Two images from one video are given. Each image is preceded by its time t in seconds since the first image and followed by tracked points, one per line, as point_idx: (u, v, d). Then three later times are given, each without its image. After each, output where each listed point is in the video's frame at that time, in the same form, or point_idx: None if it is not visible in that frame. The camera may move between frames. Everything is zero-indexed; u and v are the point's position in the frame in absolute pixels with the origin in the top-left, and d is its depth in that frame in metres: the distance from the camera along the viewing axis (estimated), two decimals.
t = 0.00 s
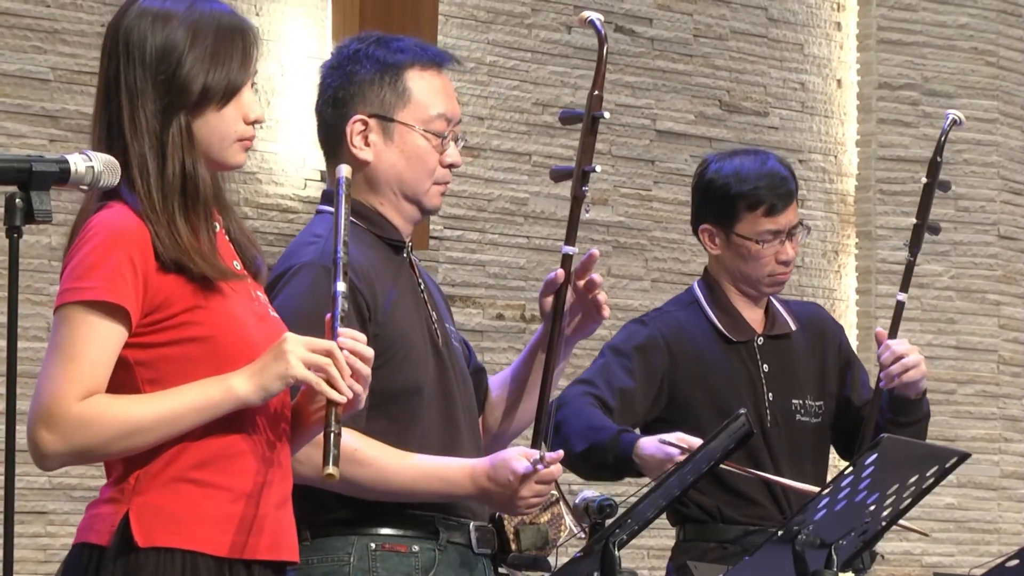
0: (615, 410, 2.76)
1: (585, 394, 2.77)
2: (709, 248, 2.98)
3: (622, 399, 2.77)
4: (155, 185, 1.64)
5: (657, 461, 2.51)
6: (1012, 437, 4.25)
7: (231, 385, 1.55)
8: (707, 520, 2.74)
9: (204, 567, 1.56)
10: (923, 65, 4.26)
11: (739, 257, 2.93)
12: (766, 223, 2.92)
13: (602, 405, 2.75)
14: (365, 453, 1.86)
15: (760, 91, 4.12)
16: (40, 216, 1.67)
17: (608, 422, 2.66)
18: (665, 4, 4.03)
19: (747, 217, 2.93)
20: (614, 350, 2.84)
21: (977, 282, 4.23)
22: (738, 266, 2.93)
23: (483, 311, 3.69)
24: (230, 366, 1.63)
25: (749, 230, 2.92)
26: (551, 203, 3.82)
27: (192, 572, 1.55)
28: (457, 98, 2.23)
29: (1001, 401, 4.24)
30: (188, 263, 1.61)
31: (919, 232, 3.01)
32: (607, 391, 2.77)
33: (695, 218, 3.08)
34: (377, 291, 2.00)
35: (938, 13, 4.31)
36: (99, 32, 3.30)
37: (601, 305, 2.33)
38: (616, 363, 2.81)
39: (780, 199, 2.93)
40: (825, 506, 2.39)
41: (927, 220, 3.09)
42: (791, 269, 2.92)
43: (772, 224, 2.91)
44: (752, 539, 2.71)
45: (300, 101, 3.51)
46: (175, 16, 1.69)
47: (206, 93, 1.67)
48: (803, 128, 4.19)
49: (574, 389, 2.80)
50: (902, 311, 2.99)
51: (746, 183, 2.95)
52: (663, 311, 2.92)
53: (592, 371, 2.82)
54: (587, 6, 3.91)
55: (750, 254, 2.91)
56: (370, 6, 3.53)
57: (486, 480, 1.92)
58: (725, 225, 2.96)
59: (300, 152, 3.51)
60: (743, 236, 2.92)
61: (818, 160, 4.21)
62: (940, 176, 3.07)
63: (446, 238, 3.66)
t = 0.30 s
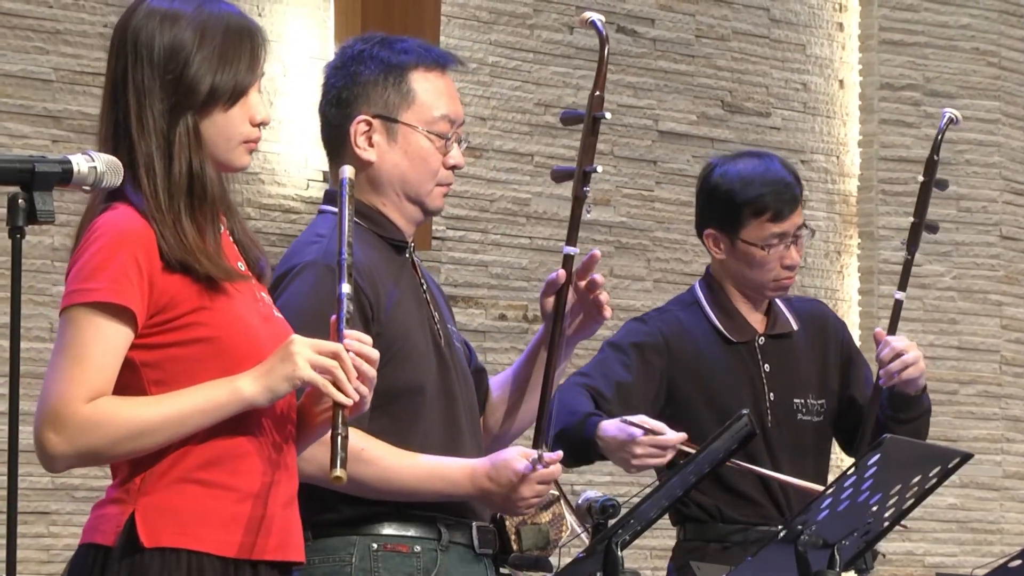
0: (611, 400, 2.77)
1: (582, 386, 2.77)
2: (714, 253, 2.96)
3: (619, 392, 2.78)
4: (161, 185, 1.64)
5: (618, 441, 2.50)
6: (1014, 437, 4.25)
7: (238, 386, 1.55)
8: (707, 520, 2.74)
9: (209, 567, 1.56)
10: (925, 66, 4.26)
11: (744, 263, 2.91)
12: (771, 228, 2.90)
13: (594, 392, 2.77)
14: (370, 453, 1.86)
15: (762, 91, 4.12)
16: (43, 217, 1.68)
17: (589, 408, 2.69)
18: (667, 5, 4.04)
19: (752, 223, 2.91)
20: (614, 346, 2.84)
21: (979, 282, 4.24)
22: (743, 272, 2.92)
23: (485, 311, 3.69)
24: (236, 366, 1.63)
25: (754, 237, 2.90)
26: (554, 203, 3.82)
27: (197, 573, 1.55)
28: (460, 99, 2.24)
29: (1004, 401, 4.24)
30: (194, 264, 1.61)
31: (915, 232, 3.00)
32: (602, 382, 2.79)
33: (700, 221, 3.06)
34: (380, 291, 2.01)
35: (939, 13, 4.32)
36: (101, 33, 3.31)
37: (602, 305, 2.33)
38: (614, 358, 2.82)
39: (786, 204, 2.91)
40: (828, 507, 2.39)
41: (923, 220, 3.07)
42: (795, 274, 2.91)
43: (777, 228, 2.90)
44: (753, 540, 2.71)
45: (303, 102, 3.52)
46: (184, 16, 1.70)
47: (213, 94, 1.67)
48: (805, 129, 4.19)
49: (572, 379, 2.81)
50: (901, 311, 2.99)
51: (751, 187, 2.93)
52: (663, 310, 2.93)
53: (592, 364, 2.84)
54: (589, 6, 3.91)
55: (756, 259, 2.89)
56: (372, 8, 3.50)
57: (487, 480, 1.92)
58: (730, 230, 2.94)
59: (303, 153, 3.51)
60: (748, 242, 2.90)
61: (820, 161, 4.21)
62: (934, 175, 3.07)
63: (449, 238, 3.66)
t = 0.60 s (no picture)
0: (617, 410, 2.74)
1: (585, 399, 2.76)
2: (727, 265, 2.91)
3: (623, 401, 2.76)
4: (162, 185, 1.64)
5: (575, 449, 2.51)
6: (1018, 437, 4.25)
7: (239, 386, 1.55)
8: (709, 520, 2.74)
9: (213, 568, 1.57)
10: (929, 66, 4.26)
11: (757, 277, 2.86)
12: (787, 246, 2.84)
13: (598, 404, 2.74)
14: (373, 453, 1.87)
15: (766, 91, 4.12)
16: (46, 217, 1.68)
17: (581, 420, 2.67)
18: (671, 5, 4.04)
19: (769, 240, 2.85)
20: (615, 359, 2.84)
21: (983, 282, 4.24)
22: (755, 288, 2.87)
23: (488, 311, 3.69)
24: (237, 366, 1.63)
25: (770, 254, 2.84)
26: (557, 203, 3.82)
27: (200, 572, 1.55)
28: (464, 100, 2.24)
29: (1007, 402, 4.24)
30: (194, 263, 1.61)
31: (909, 229, 3.00)
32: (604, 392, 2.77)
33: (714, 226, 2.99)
34: (384, 291, 2.01)
35: (943, 13, 4.32)
36: (105, 33, 3.31)
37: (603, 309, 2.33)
38: (616, 369, 2.81)
39: (804, 222, 2.85)
40: (831, 507, 2.39)
41: (918, 218, 3.08)
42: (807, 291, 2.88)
43: (793, 247, 2.84)
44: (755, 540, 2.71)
45: (306, 101, 3.52)
46: (188, 16, 1.70)
47: (216, 94, 1.67)
48: (809, 129, 4.19)
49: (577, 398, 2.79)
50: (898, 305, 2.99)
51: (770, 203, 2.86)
52: (664, 318, 2.93)
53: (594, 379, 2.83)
54: (592, 6, 3.91)
55: (769, 275, 2.85)
56: (376, 9, 3.53)
57: (489, 479, 1.93)
58: (744, 243, 2.88)
59: (306, 152, 3.51)
60: (764, 260, 2.85)
61: (824, 161, 4.21)
62: (930, 172, 3.07)
63: (452, 238, 3.66)
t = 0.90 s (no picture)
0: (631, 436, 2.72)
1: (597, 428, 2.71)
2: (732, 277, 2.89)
3: (631, 425, 2.73)
4: (160, 185, 1.64)
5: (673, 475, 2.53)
6: (1018, 437, 4.24)
7: (237, 385, 1.55)
8: (708, 521, 2.74)
9: (212, 568, 1.57)
10: (929, 66, 4.25)
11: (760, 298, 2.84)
12: (795, 272, 2.81)
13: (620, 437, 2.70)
14: (371, 453, 1.86)
15: (766, 91, 4.12)
16: (46, 217, 1.68)
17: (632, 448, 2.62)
18: (671, 5, 4.03)
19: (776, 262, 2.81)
20: (615, 377, 2.79)
21: (984, 282, 4.24)
22: (756, 304, 2.85)
23: (489, 311, 3.69)
24: (235, 366, 1.63)
25: (775, 276, 2.81)
26: (557, 203, 3.82)
27: (200, 572, 1.55)
28: (464, 100, 2.24)
29: (1008, 401, 4.24)
30: (190, 263, 1.61)
31: (902, 228, 3.00)
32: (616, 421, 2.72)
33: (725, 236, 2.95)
34: (384, 292, 2.01)
35: (944, 13, 4.32)
36: (105, 32, 3.31)
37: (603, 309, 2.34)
38: (618, 388, 2.77)
39: (816, 251, 2.80)
40: (831, 507, 2.39)
41: (911, 216, 3.07)
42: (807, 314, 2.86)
43: (802, 274, 2.81)
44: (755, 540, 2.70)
45: (306, 101, 3.51)
46: (188, 16, 1.70)
47: (215, 95, 1.67)
48: (809, 129, 4.19)
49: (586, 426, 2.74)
50: (890, 305, 2.96)
51: (783, 228, 2.81)
52: (662, 322, 2.91)
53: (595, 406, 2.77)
54: (592, 6, 3.91)
55: (772, 299, 2.82)
56: (376, 9, 3.54)
57: (489, 479, 1.94)
58: (753, 264, 2.84)
59: (306, 152, 3.51)
60: (768, 280, 2.81)
61: (824, 161, 4.20)
62: (920, 169, 3.06)
63: (452, 238, 3.66)
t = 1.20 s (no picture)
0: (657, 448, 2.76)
1: (632, 451, 2.71)
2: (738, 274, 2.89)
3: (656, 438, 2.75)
4: (161, 186, 1.64)
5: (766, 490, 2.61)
6: (1020, 437, 4.24)
7: (238, 386, 1.55)
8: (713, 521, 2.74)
9: (215, 568, 1.57)
10: (931, 66, 4.25)
11: (766, 300, 2.84)
12: (802, 274, 2.81)
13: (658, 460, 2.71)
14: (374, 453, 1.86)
15: (767, 91, 4.12)
16: (48, 217, 1.67)
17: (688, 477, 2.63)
18: (672, 5, 4.03)
19: (783, 263, 2.81)
20: (633, 387, 2.79)
21: (985, 282, 4.23)
22: (761, 303, 2.86)
23: (490, 311, 3.69)
24: (236, 366, 1.63)
25: (781, 276, 2.81)
26: (559, 203, 3.82)
27: (202, 573, 1.55)
28: (466, 101, 2.23)
29: (1009, 402, 4.24)
30: (190, 264, 1.61)
31: (914, 231, 3.00)
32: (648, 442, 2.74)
33: (734, 236, 2.95)
34: (387, 293, 2.01)
35: (945, 13, 4.31)
36: (106, 32, 3.31)
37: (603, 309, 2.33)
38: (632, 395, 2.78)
39: (824, 254, 2.81)
40: (832, 507, 2.39)
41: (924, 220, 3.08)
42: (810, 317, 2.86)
43: (809, 277, 2.81)
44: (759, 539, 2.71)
45: (307, 101, 3.51)
46: (191, 17, 1.70)
47: (217, 96, 1.67)
48: (811, 129, 4.19)
49: (618, 452, 2.74)
50: (899, 309, 2.95)
51: (793, 228, 2.81)
52: (669, 321, 2.91)
53: (618, 425, 2.77)
54: (593, 6, 3.91)
55: (778, 301, 2.83)
56: (376, 7, 3.53)
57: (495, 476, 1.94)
58: (762, 265, 2.84)
59: (308, 153, 3.51)
60: (774, 280, 2.82)
61: (826, 161, 4.20)
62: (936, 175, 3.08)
63: (454, 238, 3.66)
